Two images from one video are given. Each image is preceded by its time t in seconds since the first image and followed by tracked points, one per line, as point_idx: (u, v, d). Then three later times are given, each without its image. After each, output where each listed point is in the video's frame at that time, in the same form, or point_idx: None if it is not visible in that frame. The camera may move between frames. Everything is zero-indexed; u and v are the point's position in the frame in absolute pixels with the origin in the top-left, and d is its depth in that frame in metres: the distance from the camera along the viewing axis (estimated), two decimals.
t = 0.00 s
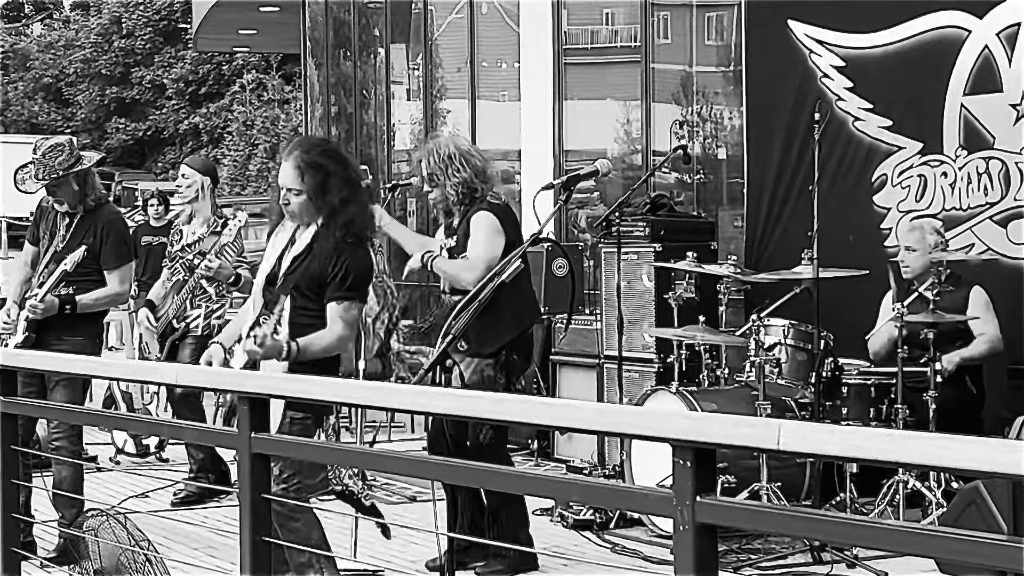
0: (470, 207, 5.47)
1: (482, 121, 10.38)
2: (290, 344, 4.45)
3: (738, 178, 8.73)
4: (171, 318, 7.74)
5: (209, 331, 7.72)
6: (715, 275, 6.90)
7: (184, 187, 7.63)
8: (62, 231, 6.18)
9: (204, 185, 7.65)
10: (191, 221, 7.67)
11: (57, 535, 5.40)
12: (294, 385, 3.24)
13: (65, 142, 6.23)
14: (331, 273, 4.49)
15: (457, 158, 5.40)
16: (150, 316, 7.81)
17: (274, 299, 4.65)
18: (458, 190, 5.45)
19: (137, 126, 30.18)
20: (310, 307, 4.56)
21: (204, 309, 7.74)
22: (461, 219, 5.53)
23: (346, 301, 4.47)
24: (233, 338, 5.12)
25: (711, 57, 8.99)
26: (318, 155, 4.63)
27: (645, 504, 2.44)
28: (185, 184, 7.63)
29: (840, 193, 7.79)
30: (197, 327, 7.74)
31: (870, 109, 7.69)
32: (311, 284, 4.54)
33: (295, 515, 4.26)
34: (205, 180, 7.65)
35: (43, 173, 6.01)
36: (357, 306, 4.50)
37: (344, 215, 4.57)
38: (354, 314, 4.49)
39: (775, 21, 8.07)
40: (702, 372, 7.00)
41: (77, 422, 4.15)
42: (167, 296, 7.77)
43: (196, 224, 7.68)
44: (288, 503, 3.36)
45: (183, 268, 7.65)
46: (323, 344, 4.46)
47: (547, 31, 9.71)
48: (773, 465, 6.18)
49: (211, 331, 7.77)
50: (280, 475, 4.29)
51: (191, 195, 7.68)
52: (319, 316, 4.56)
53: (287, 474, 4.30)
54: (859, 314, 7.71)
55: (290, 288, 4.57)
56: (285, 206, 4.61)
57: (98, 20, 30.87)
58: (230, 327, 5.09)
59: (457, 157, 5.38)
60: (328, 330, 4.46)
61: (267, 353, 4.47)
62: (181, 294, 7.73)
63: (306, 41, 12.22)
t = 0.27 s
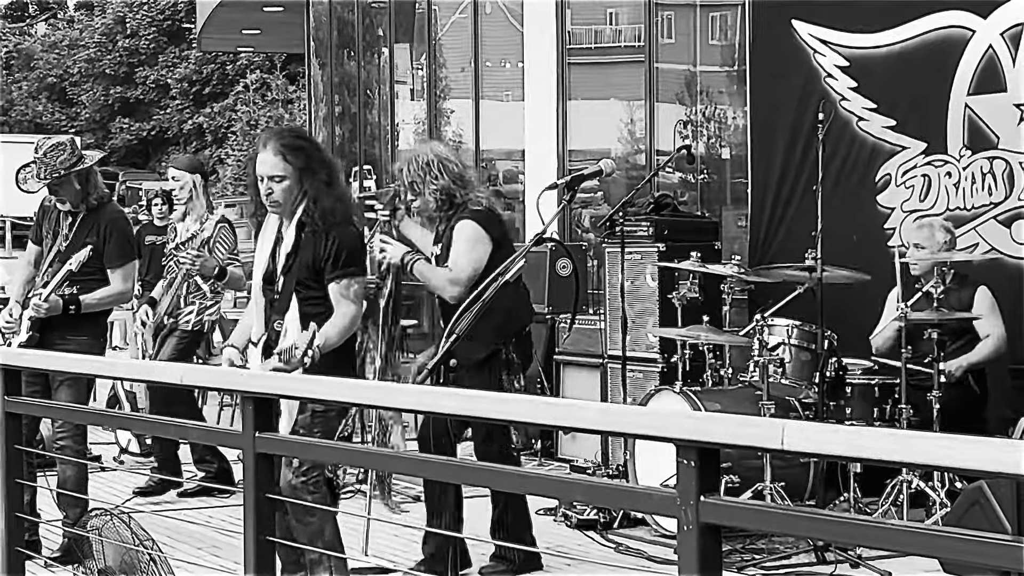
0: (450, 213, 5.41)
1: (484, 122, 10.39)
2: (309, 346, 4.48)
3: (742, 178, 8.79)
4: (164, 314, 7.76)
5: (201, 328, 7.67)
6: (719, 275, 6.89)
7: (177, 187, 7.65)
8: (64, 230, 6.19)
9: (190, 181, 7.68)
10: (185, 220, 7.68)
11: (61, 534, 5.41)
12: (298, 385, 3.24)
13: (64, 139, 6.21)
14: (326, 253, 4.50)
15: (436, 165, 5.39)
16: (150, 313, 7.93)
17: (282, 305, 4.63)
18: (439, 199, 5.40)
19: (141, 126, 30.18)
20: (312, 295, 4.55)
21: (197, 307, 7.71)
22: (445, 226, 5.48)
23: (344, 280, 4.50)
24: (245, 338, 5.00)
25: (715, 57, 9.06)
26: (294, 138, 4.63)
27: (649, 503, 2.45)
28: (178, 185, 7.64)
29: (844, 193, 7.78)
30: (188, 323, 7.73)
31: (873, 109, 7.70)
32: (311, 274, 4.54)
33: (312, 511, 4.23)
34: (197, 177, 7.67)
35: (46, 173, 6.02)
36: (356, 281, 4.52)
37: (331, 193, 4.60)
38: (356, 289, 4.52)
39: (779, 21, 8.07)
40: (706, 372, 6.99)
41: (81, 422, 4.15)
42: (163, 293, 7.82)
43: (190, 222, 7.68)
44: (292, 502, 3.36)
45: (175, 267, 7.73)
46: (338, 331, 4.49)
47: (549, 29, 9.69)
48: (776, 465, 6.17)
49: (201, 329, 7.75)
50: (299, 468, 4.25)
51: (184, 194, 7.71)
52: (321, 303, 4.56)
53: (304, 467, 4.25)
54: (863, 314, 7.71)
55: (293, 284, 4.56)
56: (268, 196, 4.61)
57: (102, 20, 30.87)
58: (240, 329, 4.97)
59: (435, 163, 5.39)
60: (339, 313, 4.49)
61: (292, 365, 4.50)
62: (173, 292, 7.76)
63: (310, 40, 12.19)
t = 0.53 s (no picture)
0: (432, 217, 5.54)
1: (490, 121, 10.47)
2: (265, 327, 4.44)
3: (747, 178, 8.73)
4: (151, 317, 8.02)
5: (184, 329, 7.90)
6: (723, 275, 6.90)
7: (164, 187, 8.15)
8: (68, 231, 6.19)
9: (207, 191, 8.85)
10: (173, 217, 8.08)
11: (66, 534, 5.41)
12: (303, 385, 3.25)
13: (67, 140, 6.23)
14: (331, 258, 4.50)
15: (421, 166, 5.52)
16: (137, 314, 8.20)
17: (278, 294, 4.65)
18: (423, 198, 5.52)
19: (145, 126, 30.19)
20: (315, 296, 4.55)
21: (181, 309, 7.95)
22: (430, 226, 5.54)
23: (334, 283, 4.44)
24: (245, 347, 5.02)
25: (718, 57, 9.03)
26: (301, 147, 4.65)
27: (653, 504, 2.44)
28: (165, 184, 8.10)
29: (848, 194, 7.79)
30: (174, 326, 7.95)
31: (878, 110, 7.70)
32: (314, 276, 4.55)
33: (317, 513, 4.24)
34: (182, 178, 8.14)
35: (49, 173, 6.05)
36: (345, 291, 4.45)
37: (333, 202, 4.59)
38: (344, 299, 4.46)
39: (786, 21, 8.09)
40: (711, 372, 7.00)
41: (85, 422, 4.15)
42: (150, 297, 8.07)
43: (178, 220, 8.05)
44: (297, 502, 3.37)
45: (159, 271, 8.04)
46: (303, 324, 4.44)
47: (553, 26, 9.70)
48: (780, 466, 6.18)
49: (186, 332, 7.98)
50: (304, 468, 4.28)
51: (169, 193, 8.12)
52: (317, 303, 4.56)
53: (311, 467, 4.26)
54: (867, 314, 7.71)
55: (293, 280, 4.59)
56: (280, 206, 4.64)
57: (106, 20, 30.87)
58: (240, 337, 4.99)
59: (422, 165, 5.52)
60: (308, 313, 4.45)
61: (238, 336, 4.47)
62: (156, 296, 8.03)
63: (314, 41, 12.23)
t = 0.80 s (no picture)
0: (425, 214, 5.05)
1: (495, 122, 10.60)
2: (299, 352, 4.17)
3: (752, 178, 8.62)
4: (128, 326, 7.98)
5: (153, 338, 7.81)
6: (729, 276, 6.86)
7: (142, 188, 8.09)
8: (73, 231, 6.17)
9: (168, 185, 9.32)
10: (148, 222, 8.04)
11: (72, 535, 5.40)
12: (309, 386, 3.24)
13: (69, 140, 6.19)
14: (343, 272, 4.26)
15: (413, 160, 4.98)
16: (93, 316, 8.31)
17: (288, 307, 4.39)
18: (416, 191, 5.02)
19: (151, 127, 30.24)
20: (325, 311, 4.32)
21: (149, 318, 7.86)
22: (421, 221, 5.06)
23: (355, 302, 4.24)
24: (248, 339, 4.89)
25: (723, 58, 8.91)
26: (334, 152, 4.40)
27: (659, 505, 2.43)
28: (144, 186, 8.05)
29: (855, 195, 7.79)
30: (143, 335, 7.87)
31: (884, 110, 7.70)
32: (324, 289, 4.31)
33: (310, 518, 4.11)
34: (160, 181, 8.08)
35: (53, 173, 6.00)
36: (367, 307, 4.25)
37: (355, 215, 4.32)
38: (364, 315, 4.25)
39: (793, 22, 8.12)
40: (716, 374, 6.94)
41: (91, 422, 4.15)
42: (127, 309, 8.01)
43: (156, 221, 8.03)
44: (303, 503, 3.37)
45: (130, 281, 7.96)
46: (336, 348, 4.21)
47: (559, 25, 9.94)
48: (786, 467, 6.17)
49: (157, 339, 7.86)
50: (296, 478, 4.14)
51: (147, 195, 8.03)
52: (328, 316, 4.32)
53: (300, 477, 4.16)
54: (873, 315, 7.71)
55: (303, 293, 4.34)
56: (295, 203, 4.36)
57: (112, 21, 30.91)
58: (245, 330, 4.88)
59: (413, 158, 4.98)
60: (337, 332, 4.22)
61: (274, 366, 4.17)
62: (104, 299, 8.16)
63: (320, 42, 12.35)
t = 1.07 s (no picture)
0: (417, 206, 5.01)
1: (502, 125, 10.62)
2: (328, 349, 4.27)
3: (758, 181, 8.62)
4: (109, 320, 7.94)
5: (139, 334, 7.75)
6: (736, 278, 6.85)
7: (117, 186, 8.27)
8: (80, 232, 6.17)
9: (138, 186, 9.56)
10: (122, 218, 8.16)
11: (79, 536, 5.41)
12: (316, 388, 3.23)
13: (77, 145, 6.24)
14: (343, 254, 4.34)
15: (404, 159, 4.87)
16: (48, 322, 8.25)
17: (309, 304, 4.47)
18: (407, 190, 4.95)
19: (157, 128, 30.27)
20: (337, 298, 4.41)
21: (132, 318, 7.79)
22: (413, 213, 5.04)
23: (361, 280, 4.32)
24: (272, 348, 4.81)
25: (727, 59, 8.89)
26: (308, 143, 4.50)
27: (666, 506, 2.43)
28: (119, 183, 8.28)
29: (861, 197, 7.78)
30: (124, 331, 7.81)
31: (890, 112, 7.69)
32: (333, 277, 4.39)
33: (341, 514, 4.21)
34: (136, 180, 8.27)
35: (61, 175, 6.06)
36: (374, 283, 4.33)
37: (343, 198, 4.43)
38: (375, 291, 4.33)
39: (799, 23, 8.10)
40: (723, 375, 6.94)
41: (98, 423, 4.15)
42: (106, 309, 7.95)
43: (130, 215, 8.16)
44: (310, 505, 3.37)
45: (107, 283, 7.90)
46: (355, 332, 4.31)
47: (565, 23, 9.94)
48: (792, 468, 6.17)
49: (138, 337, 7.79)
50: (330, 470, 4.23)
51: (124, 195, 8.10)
52: (344, 305, 4.40)
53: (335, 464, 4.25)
54: (879, 317, 7.70)
55: (316, 287, 4.43)
56: (284, 202, 4.46)
57: (118, 22, 30.95)
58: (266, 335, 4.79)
59: (406, 156, 4.87)
60: (355, 316, 4.31)
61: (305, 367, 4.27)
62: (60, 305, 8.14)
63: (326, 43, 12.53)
